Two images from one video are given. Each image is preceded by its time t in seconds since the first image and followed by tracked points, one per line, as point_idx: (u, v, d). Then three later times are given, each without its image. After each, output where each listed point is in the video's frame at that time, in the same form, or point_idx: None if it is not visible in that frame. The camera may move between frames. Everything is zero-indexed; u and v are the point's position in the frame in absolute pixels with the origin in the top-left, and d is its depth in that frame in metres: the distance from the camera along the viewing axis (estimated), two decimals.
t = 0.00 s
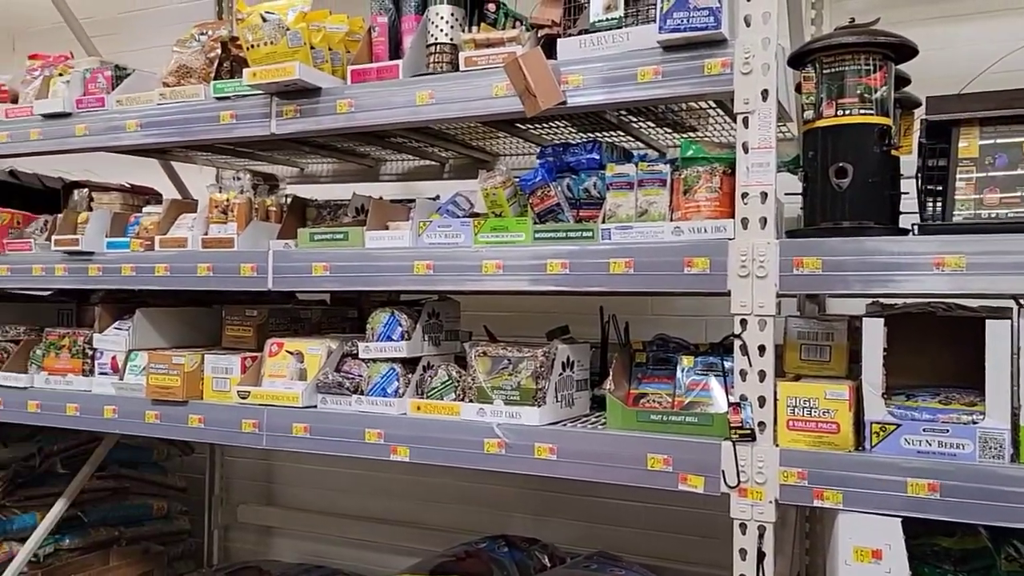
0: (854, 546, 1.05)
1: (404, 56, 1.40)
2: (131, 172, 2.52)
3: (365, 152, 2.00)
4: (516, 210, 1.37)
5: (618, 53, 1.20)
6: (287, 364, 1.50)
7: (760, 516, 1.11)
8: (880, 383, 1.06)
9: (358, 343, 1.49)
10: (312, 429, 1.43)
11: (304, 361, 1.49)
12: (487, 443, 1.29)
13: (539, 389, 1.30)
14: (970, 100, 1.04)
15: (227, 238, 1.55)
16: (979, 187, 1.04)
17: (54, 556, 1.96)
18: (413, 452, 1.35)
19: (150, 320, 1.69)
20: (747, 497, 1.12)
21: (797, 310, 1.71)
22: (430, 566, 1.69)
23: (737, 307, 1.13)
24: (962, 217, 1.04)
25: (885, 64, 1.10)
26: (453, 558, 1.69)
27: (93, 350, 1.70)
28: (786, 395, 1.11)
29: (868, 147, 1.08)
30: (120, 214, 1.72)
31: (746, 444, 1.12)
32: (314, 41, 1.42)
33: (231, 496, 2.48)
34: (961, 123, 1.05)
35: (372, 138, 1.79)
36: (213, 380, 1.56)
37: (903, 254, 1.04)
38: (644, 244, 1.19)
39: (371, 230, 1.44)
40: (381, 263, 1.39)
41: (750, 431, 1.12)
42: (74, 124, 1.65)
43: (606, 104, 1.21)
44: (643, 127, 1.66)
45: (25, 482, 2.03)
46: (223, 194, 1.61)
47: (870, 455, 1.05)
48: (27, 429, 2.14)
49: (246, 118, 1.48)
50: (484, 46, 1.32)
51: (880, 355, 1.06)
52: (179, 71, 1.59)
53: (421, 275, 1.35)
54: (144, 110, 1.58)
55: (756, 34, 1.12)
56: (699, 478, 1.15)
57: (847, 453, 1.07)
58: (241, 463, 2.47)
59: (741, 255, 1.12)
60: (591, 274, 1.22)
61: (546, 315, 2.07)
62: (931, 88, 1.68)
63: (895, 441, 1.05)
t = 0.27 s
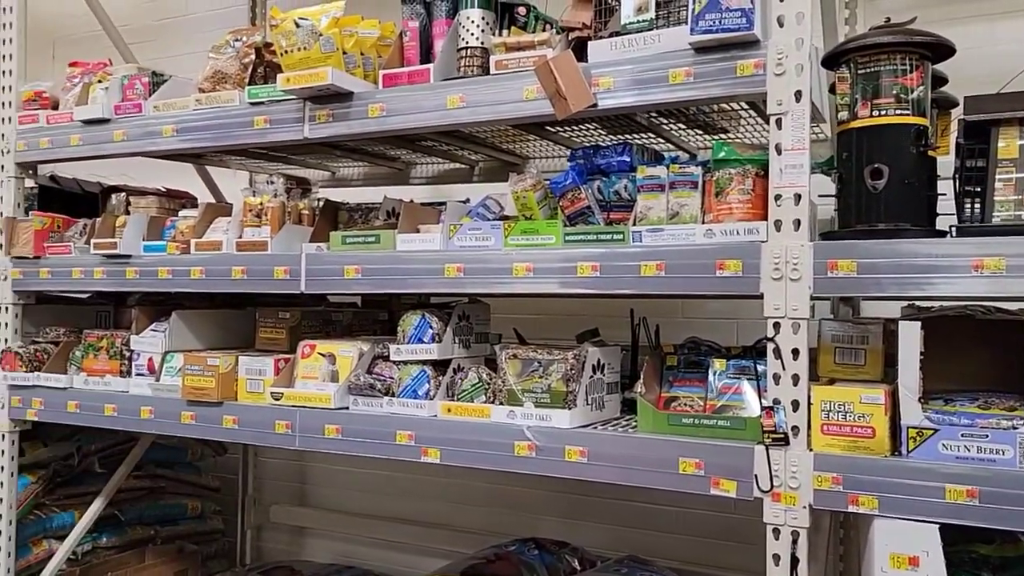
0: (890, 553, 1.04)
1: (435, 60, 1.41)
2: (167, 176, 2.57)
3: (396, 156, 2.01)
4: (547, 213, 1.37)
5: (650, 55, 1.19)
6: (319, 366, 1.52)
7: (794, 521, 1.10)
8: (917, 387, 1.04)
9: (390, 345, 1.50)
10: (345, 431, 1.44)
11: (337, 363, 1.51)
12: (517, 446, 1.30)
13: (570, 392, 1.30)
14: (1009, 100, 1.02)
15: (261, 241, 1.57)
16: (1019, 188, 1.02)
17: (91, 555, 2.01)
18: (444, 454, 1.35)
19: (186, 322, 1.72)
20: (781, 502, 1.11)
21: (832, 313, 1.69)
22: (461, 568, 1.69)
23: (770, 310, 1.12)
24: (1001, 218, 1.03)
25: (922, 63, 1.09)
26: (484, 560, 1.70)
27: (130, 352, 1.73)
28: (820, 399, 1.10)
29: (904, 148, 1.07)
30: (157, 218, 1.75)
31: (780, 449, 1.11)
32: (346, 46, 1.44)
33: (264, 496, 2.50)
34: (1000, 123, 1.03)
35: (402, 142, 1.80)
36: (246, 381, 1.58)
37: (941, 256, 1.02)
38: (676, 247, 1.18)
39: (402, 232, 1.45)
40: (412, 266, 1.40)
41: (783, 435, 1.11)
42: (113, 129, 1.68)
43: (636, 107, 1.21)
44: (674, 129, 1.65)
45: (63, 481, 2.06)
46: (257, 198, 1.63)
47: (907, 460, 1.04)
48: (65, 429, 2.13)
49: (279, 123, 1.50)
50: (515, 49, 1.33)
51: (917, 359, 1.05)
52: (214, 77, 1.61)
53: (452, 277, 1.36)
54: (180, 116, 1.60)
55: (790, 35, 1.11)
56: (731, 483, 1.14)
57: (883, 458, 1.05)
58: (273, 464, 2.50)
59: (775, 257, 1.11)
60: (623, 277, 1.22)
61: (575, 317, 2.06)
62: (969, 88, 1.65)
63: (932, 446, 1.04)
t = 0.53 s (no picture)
0: (925, 559, 1.03)
1: (463, 64, 1.42)
2: (199, 181, 2.60)
3: (424, 159, 2.03)
4: (574, 215, 1.37)
5: (678, 57, 1.19)
6: (348, 368, 1.53)
7: (825, 526, 1.09)
8: (952, 392, 1.03)
9: (418, 347, 1.51)
10: (373, 433, 1.45)
11: (365, 365, 1.52)
12: (545, 448, 1.30)
13: (598, 395, 1.29)
14: None
15: (292, 244, 1.59)
16: None
17: (125, 553, 2.04)
18: (471, 456, 1.36)
19: (218, 324, 1.74)
20: (812, 506, 1.10)
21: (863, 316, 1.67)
22: (489, 569, 1.71)
23: (801, 313, 1.11)
24: None
25: (956, 63, 1.07)
26: (512, 563, 1.72)
27: (163, 353, 1.76)
28: (852, 403, 1.09)
29: (937, 149, 1.06)
30: (189, 222, 1.78)
31: (811, 453, 1.10)
32: (375, 51, 1.45)
33: (293, 496, 2.52)
34: None
35: (430, 145, 1.81)
36: (277, 383, 1.60)
37: (976, 258, 1.01)
38: (705, 249, 1.18)
39: (430, 235, 1.46)
40: (440, 269, 1.41)
41: (815, 439, 1.10)
42: (146, 135, 1.71)
43: (663, 110, 1.21)
44: (702, 131, 1.64)
45: (99, 480, 2.10)
46: (287, 202, 1.65)
47: (941, 466, 1.02)
48: (100, 429, 2.18)
49: (309, 128, 1.52)
50: (542, 53, 1.33)
51: (953, 364, 1.03)
52: (245, 82, 1.64)
53: (479, 280, 1.36)
54: (212, 121, 1.63)
55: (820, 36, 1.10)
56: (761, 487, 1.13)
57: (917, 463, 1.04)
58: (301, 465, 2.52)
59: (805, 260, 1.10)
60: (651, 280, 1.21)
61: (603, 320, 2.06)
62: (1005, 87, 1.62)
63: (968, 451, 1.03)
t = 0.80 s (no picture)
0: (957, 564, 1.01)
1: (490, 67, 1.42)
2: (228, 184, 2.63)
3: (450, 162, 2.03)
4: (601, 217, 1.37)
5: (706, 58, 1.18)
6: (375, 369, 1.53)
7: (856, 530, 1.08)
8: (986, 395, 1.02)
9: (444, 349, 1.51)
10: (401, 434, 1.46)
11: (392, 366, 1.52)
12: (572, 450, 1.30)
13: (625, 397, 1.29)
14: None
15: (320, 247, 1.61)
16: None
17: (156, 552, 2.07)
18: (498, 458, 1.36)
19: (248, 326, 1.76)
20: (842, 510, 1.09)
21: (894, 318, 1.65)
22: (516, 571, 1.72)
23: (831, 314, 1.10)
24: None
25: (990, 62, 1.06)
26: (538, 565, 1.72)
27: (194, 355, 1.78)
28: (884, 406, 1.07)
29: (970, 149, 1.05)
30: (219, 225, 1.81)
31: (842, 456, 1.09)
32: (402, 54, 1.46)
33: (320, 497, 2.54)
34: None
35: (456, 148, 1.82)
36: (305, 385, 1.61)
37: (1012, 259, 0.99)
38: (733, 251, 1.17)
39: (456, 238, 1.47)
40: (467, 271, 1.41)
41: (845, 443, 1.09)
42: (178, 139, 1.73)
43: (690, 111, 1.21)
44: (730, 131, 1.63)
45: (131, 479, 2.14)
46: (315, 205, 1.66)
47: (975, 470, 1.01)
48: (132, 429, 2.22)
49: (337, 131, 1.53)
50: (569, 54, 1.33)
51: (987, 367, 1.02)
52: (275, 87, 1.65)
53: (506, 282, 1.37)
54: (242, 125, 1.65)
55: (850, 35, 1.09)
56: (791, 491, 1.12)
57: (951, 467, 1.03)
58: (328, 466, 2.53)
59: (836, 261, 1.09)
60: (679, 281, 1.21)
61: (629, 322, 2.06)
62: None
63: (1003, 455, 1.01)
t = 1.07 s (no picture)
0: (988, 568, 1.01)
1: (514, 69, 1.42)
2: (255, 187, 2.66)
3: (474, 164, 2.04)
4: (626, 219, 1.36)
5: (732, 58, 1.18)
6: (400, 371, 1.54)
7: (885, 535, 1.07)
8: (1018, 397, 1.02)
9: (469, 350, 1.52)
10: (426, 435, 1.47)
11: (417, 368, 1.53)
12: (597, 452, 1.29)
13: (650, 399, 1.28)
14: None
15: (345, 249, 1.62)
16: None
17: (184, 551, 2.09)
18: (523, 459, 1.36)
19: (274, 328, 1.78)
20: (871, 514, 1.08)
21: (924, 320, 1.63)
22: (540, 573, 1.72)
23: (859, 316, 1.09)
24: None
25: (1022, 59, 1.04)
26: (562, 567, 1.72)
27: (222, 356, 1.80)
28: (913, 409, 1.06)
29: (1001, 148, 1.03)
30: (246, 228, 1.83)
31: (870, 459, 1.08)
32: (427, 58, 1.46)
33: (345, 497, 2.56)
34: None
35: (480, 150, 1.82)
36: (331, 386, 1.62)
37: None
38: (760, 252, 1.16)
39: (480, 240, 1.47)
40: (492, 273, 1.41)
41: (874, 446, 1.07)
42: (206, 143, 1.75)
43: (715, 112, 1.20)
44: (756, 132, 1.62)
45: (160, 479, 2.17)
46: (341, 208, 1.68)
47: (1007, 474, 0.99)
48: (161, 429, 2.25)
49: (363, 135, 1.54)
50: (593, 56, 1.33)
51: (1017, 369, 1.02)
52: (301, 91, 1.67)
53: (530, 284, 1.37)
54: (269, 129, 1.66)
55: (878, 34, 1.08)
56: (818, 494, 1.11)
57: (982, 471, 1.01)
58: (353, 467, 2.55)
59: (864, 262, 1.08)
60: (705, 283, 1.20)
61: (654, 324, 2.05)
62: None
63: None
